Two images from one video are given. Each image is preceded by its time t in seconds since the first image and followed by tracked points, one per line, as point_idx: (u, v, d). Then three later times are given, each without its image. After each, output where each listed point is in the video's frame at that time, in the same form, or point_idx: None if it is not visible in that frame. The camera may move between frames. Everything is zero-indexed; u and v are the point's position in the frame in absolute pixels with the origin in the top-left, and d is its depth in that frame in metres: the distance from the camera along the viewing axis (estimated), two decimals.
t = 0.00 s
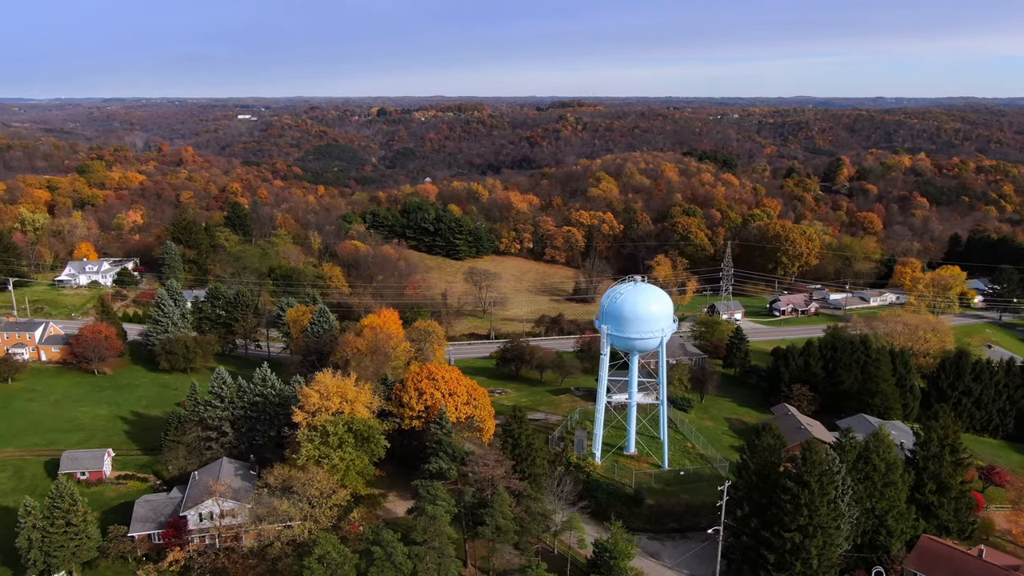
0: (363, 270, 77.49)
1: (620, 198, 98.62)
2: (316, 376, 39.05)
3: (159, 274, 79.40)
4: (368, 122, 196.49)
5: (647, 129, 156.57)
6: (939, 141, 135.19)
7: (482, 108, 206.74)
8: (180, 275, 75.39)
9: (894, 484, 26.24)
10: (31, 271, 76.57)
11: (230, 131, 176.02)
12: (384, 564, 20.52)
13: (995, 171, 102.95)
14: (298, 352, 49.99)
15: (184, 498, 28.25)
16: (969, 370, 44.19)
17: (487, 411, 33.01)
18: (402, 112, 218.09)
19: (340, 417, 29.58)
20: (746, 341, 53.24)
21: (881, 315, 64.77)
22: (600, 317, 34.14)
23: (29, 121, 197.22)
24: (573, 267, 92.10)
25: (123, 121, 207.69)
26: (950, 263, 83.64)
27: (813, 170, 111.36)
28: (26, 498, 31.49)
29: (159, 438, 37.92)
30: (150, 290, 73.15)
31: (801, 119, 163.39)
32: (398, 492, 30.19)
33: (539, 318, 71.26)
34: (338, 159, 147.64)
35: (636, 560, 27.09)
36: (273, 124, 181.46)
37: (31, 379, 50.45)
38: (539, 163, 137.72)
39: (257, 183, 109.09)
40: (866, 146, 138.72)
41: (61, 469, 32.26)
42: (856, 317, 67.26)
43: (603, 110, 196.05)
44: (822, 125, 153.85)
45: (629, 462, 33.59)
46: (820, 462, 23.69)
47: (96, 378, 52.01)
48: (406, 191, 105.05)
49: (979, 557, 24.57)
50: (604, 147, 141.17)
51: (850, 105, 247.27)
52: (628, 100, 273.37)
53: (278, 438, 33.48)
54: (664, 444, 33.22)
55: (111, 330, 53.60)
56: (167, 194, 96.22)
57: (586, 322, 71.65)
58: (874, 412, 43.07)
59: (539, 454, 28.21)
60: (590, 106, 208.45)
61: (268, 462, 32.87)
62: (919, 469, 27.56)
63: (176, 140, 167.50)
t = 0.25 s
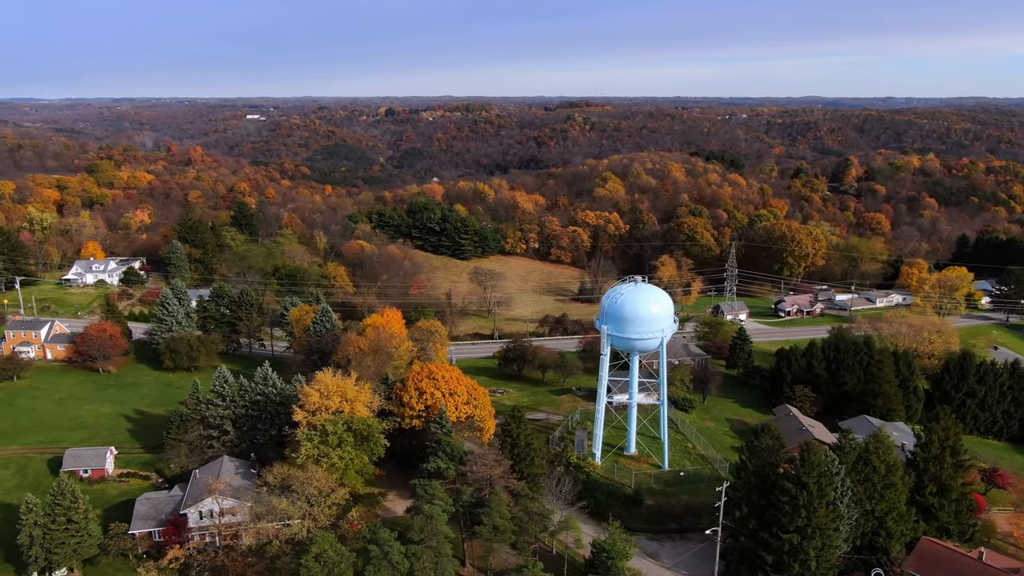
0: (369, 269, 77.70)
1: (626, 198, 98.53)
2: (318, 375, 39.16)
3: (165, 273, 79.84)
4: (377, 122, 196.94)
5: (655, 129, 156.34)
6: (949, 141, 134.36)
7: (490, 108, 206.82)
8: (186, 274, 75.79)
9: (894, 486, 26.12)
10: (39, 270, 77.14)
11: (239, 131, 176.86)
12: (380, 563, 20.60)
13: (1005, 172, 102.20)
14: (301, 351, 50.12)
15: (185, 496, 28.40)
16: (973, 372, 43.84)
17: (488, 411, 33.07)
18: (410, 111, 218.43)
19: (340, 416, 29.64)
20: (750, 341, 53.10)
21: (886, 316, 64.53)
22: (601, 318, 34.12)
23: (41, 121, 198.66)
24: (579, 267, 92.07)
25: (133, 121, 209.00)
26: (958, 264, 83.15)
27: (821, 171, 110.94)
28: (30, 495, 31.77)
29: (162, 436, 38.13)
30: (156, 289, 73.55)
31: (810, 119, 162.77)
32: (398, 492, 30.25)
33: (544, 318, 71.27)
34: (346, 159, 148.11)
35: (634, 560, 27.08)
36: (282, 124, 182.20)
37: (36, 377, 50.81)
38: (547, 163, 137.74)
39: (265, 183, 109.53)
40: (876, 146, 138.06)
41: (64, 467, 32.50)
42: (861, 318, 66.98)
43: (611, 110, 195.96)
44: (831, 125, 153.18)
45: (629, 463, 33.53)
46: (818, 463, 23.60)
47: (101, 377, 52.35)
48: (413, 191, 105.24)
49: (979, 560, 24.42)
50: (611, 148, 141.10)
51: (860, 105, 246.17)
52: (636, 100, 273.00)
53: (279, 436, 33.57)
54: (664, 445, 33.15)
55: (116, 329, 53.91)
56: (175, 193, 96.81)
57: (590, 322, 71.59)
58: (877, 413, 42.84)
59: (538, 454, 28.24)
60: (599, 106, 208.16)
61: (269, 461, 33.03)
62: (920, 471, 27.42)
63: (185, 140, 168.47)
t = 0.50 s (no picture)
0: (374, 269, 77.87)
1: (632, 198, 98.43)
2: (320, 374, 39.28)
3: (172, 272, 80.24)
4: (385, 122, 197.35)
5: (663, 129, 156.07)
6: (959, 141, 133.61)
7: (498, 108, 206.90)
8: (192, 273, 76.12)
9: (894, 488, 26.02)
10: (46, 269, 77.59)
11: (248, 131, 177.62)
12: (377, 562, 20.69)
13: (1015, 172, 101.49)
14: (303, 350, 50.26)
15: (185, 495, 28.52)
16: (978, 373, 43.42)
17: (488, 411, 33.12)
18: (418, 111, 218.75)
19: (340, 415, 29.73)
20: (753, 342, 52.99)
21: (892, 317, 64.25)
22: (601, 318, 34.13)
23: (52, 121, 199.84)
24: (584, 267, 92.00)
25: (143, 121, 210.14)
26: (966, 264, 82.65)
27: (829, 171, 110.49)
28: (33, 492, 31.99)
29: (164, 434, 38.32)
30: (162, 288, 73.89)
31: (819, 119, 162.12)
32: (397, 491, 30.29)
33: (548, 318, 71.27)
34: (354, 159, 148.54)
35: (632, 560, 27.08)
36: (291, 124, 182.85)
37: (41, 375, 51.09)
38: (554, 163, 137.69)
39: (273, 183, 109.92)
40: (885, 146, 137.38)
41: (67, 464, 32.71)
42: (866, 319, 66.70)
43: (619, 110, 195.74)
44: (840, 125, 152.55)
45: (630, 464, 33.47)
46: (817, 465, 23.54)
47: (106, 375, 52.65)
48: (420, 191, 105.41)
49: (980, 563, 24.27)
50: (619, 147, 140.99)
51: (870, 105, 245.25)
52: (644, 100, 272.69)
53: (280, 435, 33.64)
54: (664, 445, 33.09)
55: (121, 328, 54.17)
56: (183, 193, 97.31)
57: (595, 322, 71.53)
58: (879, 415, 42.45)
59: (537, 453, 28.28)
60: (607, 106, 207.93)
61: (271, 460, 33.14)
62: (920, 473, 27.30)
63: (194, 140, 169.30)
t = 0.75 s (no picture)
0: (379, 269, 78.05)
1: (638, 198, 98.27)
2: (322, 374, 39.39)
3: (178, 271, 80.66)
4: (393, 122, 197.70)
5: (672, 129, 155.74)
6: (970, 142, 132.78)
7: (506, 108, 206.95)
8: (199, 273, 76.49)
9: (895, 490, 25.92)
10: (54, 268, 78.15)
11: (257, 130, 178.37)
12: (374, 561, 20.78)
13: None
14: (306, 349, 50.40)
15: (186, 493, 28.66)
16: (983, 376, 43.12)
17: (489, 411, 33.18)
18: (427, 111, 219.06)
19: (340, 414, 29.81)
20: (757, 343, 52.79)
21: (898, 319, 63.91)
22: (602, 318, 34.12)
23: (64, 121, 201.43)
24: (591, 267, 91.93)
25: (153, 121, 211.38)
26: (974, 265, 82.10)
27: (838, 171, 109.97)
28: (37, 489, 32.25)
29: (167, 433, 38.55)
30: (169, 287, 74.27)
31: (828, 119, 161.41)
32: (397, 491, 30.34)
33: (552, 319, 71.25)
34: (362, 159, 148.94)
35: (630, 561, 27.09)
36: (300, 124, 183.51)
37: (47, 374, 51.42)
38: (562, 163, 137.62)
39: (281, 183, 110.32)
40: (894, 147, 136.64)
41: (70, 462, 32.95)
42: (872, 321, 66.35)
43: (628, 110, 195.45)
44: (850, 125, 151.84)
45: (630, 464, 33.41)
46: (816, 466, 23.48)
47: (111, 373, 52.99)
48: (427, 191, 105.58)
49: (981, 566, 24.12)
50: (627, 147, 140.82)
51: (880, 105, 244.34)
52: (653, 100, 272.21)
53: (282, 434, 33.72)
54: (665, 446, 33.04)
55: (126, 327, 54.50)
56: (191, 192, 97.82)
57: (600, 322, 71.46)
58: (882, 416, 42.22)
59: (536, 454, 28.32)
60: (615, 106, 207.65)
61: (272, 458, 33.26)
62: (921, 475, 27.19)
63: (204, 140, 170.15)
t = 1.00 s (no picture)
0: (385, 268, 78.23)
1: (645, 198, 98.14)
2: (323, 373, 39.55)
3: (185, 271, 81.08)
4: (401, 122, 198.05)
5: (680, 129, 155.49)
6: (980, 142, 131.99)
7: (514, 108, 206.95)
8: (205, 272, 76.87)
9: (895, 491, 25.82)
10: (62, 267, 78.74)
11: (265, 130, 179.08)
12: (372, 559, 20.88)
13: None
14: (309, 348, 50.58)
15: (187, 491, 28.80)
16: (988, 378, 42.87)
17: (489, 411, 33.23)
18: (435, 111, 219.31)
19: (340, 413, 29.95)
20: (760, 344, 52.61)
21: (904, 320, 63.57)
22: (603, 319, 34.08)
23: (76, 121, 203.09)
24: (596, 267, 91.88)
25: (163, 121, 212.58)
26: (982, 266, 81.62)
27: (846, 172, 109.49)
28: (40, 486, 32.49)
29: (169, 431, 38.79)
30: (175, 286, 74.70)
31: (838, 119, 160.73)
32: (396, 489, 30.44)
33: (557, 319, 71.25)
34: (370, 159, 149.36)
35: (627, 561, 27.11)
36: (308, 124, 184.15)
37: (53, 372, 51.79)
38: (570, 163, 137.58)
39: (288, 182, 110.75)
40: (904, 147, 135.95)
41: (73, 459, 33.18)
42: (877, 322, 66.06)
43: (636, 110, 195.16)
44: (859, 125, 151.20)
45: (630, 465, 33.39)
46: (814, 467, 23.47)
47: (115, 372, 53.27)
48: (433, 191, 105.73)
49: (982, 568, 23.97)
50: (635, 147, 140.70)
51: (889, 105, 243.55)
52: (661, 100, 271.83)
53: (283, 433, 33.82)
54: (665, 446, 33.00)
55: (131, 326, 54.81)
56: (199, 192, 98.31)
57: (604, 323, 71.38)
58: (884, 418, 42.01)
59: (535, 453, 28.40)
60: (623, 106, 207.39)
61: (274, 457, 33.41)
62: (921, 477, 27.10)
63: (213, 140, 170.95)
